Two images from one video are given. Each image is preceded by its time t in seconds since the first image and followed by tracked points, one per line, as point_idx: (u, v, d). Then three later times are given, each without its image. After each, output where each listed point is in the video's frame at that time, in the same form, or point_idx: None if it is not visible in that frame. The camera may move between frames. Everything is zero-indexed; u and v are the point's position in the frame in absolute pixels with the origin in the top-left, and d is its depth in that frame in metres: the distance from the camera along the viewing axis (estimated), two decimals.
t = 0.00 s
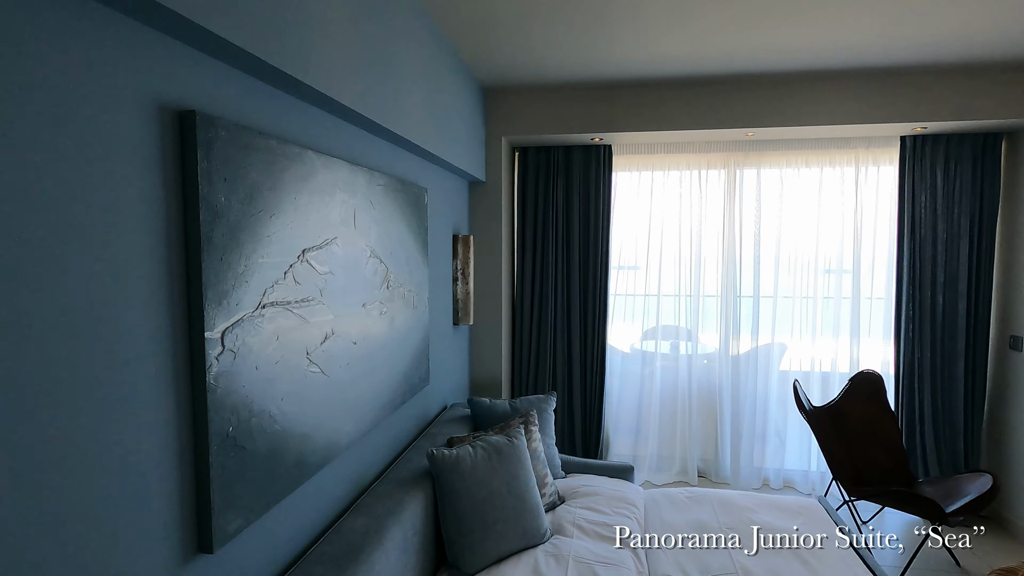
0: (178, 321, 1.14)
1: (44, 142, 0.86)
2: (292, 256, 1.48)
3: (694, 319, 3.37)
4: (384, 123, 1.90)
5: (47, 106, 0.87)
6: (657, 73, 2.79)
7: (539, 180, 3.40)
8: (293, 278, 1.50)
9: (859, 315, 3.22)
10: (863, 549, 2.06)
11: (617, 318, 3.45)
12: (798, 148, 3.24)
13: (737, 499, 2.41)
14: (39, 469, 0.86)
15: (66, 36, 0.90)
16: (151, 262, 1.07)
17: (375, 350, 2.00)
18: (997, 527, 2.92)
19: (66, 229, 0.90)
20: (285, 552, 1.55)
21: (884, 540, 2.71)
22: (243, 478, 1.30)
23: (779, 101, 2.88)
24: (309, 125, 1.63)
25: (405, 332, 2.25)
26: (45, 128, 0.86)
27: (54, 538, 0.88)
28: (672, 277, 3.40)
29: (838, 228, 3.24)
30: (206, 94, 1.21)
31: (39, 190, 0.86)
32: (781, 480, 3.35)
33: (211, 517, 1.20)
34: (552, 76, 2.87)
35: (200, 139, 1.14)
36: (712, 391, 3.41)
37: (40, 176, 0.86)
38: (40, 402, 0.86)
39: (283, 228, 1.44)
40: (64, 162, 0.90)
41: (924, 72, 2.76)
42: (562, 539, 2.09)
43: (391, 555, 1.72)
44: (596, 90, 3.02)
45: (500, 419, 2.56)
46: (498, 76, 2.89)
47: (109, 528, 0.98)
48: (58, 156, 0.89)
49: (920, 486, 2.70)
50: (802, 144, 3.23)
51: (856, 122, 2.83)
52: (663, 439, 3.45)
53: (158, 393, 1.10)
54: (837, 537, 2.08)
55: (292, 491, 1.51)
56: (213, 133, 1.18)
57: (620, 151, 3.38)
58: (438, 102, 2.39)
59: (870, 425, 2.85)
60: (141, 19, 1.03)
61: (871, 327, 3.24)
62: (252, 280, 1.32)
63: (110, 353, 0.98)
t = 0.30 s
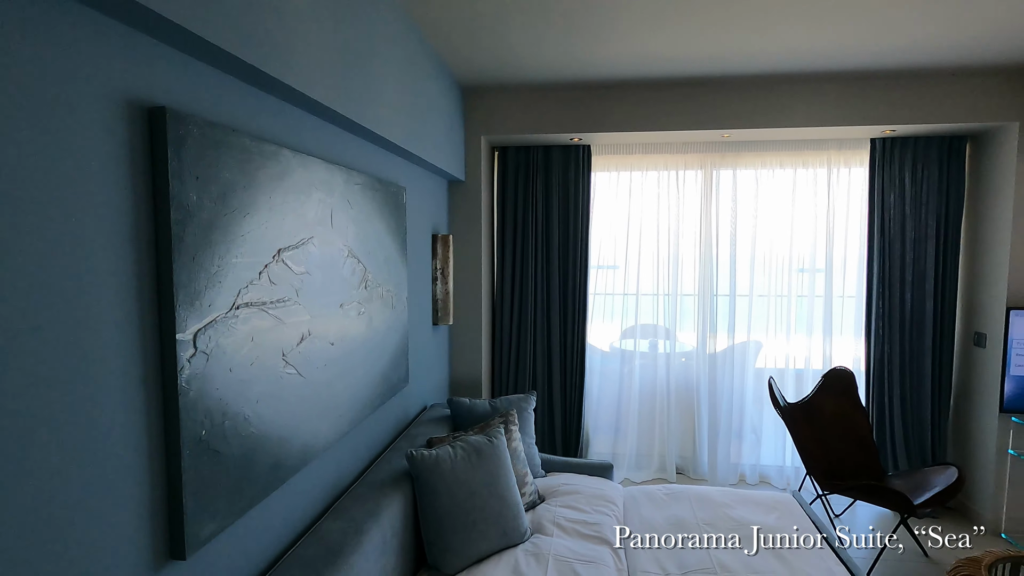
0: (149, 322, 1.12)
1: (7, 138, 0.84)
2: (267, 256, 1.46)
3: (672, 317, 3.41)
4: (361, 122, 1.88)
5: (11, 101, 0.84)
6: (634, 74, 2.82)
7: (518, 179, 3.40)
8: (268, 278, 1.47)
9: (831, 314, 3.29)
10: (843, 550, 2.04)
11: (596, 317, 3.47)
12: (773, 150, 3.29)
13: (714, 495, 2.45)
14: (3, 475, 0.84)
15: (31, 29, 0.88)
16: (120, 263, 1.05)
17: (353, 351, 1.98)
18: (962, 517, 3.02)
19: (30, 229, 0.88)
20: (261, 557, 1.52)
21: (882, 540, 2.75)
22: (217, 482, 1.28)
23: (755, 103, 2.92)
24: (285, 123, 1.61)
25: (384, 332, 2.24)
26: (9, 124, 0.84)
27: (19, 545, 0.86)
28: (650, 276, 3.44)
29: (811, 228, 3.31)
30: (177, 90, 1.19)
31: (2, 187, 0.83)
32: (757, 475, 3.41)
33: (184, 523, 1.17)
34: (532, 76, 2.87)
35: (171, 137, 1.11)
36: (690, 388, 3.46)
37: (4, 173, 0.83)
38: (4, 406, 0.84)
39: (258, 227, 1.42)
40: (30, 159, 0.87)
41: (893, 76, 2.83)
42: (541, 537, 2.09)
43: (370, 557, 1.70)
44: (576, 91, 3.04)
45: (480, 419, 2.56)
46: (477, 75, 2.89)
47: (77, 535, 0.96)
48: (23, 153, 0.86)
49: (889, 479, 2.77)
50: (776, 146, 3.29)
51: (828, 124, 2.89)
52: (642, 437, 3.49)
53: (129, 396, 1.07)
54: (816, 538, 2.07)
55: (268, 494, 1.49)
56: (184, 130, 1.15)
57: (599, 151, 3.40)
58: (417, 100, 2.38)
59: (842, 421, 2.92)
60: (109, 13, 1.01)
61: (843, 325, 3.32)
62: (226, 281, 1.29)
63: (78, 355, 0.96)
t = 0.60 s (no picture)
0: (114, 324, 1.08)
1: None
2: (240, 255, 1.43)
3: (650, 316, 3.44)
4: (337, 119, 1.85)
5: None
6: (612, 74, 2.83)
7: (497, 179, 3.39)
8: (241, 278, 1.44)
9: (804, 312, 3.36)
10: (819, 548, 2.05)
11: (575, 316, 3.48)
12: (747, 150, 3.35)
13: (691, 491, 2.47)
14: None
15: None
16: (83, 262, 1.01)
17: (330, 352, 1.95)
18: (929, 509, 3.12)
19: None
20: (233, 563, 1.49)
21: (883, 540, 2.73)
22: (187, 488, 1.25)
23: (730, 104, 2.96)
24: (258, 120, 1.58)
25: (361, 333, 2.21)
26: None
27: None
28: (628, 275, 3.47)
29: (784, 228, 3.37)
30: (143, 85, 1.15)
31: None
32: (733, 471, 3.47)
33: (152, 530, 1.14)
34: (510, 76, 2.87)
35: (137, 133, 1.08)
36: (667, 386, 3.49)
37: None
38: None
39: (229, 226, 1.39)
40: None
41: (863, 80, 2.90)
42: (521, 537, 2.09)
43: (347, 561, 1.68)
44: (555, 91, 3.04)
45: (459, 420, 2.55)
46: (455, 74, 2.87)
47: (36, 544, 0.92)
48: None
49: (860, 473, 2.84)
50: (751, 147, 3.34)
51: (801, 126, 2.94)
52: (621, 435, 3.51)
53: (94, 400, 1.04)
54: (793, 538, 2.07)
55: (241, 498, 1.46)
56: (151, 126, 1.12)
57: (577, 151, 3.42)
58: (394, 98, 2.35)
59: (814, 417, 2.99)
60: (71, 5, 0.97)
61: (816, 323, 3.39)
62: (196, 281, 1.26)
63: (37, 358, 0.93)
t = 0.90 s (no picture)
0: (80, 324, 1.05)
1: None
2: (212, 255, 1.40)
3: (629, 315, 3.47)
4: (313, 117, 1.83)
5: None
6: (590, 74, 2.85)
7: (476, 178, 3.38)
8: (214, 278, 1.41)
9: (779, 310, 3.42)
10: (800, 548, 2.05)
11: (555, 315, 3.49)
12: (724, 151, 3.39)
13: (670, 488, 2.50)
14: None
15: None
16: (47, 261, 0.98)
17: (307, 352, 1.93)
18: (899, 501, 3.21)
19: None
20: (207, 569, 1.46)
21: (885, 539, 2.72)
22: (158, 492, 1.22)
23: (707, 105, 3.00)
24: (232, 116, 1.55)
25: (339, 333, 2.18)
26: None
27: None
28: (608, 274, 3.49)
29: (760, 227, 3.43)
30: (109, 79, 1.12)
31: None
32: (711, 467, 3.52)
33: (121, 536, 1.11)
34: (489, 75, 2.87)
35: (104, 128, 1.05)
36: (646, 384, 3.53)
37: None
38: None
39: (202, 224, 1.36)
40: None
41: (835, 82, 2.96)
42: (501, 536, 2.09)
43: (324, 564, 1.66)
44: (535, 90, 3.04)
45: (439, 420, 2.54)
46: (434, 72, 2.86)
47: None
48: None
49: (834, 467, 2.91)
50: (727, 148, 3.39)
51: (775, 128, 3.00)
52: (600, 433, 3.54)
53: (59, 403, 1.01)
54: (774, 536, 2.06)
55: (215, 501, 1.43)
56: (119, 121, 1.09)
57: (557, 151, 3.43)
58: (372, 96, 2.33)
59: (789, 412, 3.05)
60: None
61: (791, 321, 3.46)
62: (166, 280, 1.23)
63: None
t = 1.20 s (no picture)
0: (45, 327, 1.02)
1: None
2: (186, 254, 1.37)
3: (610, 313, 3.49)
4: (290, 115, 1.80)
5: None
6: (570, 74, 2.85)
7: (457, 178, 3.37)
8: (187, 278, 1.38)
9: (756, 308, 3.48)
10: (780, 549, 2.04)
11: (536, 314, 3.50)
12: (701, 151, 3.44)
13: (650, 485, 2.52)
14: None
15: None
16: (9, 260, 0.96)
17: (284, 354, 1.90)
18: (872, 494, 3.29)
19: None
20: None
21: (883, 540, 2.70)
22: (129, 498, 1.19)
23: (686, 106, 3.03)
24: (206, 114, 1.52)
25: (317, 333, 2.16)
26: None
27: None
28: (588, 274, 3.51)
29: (737, 227, 3.48)
30: (75, 74, 1.09)
31: None
32: (690, 464, 3.56)
33: (89, 544, 1.08)
34: (469, 74, 2.86)
35: (70, 124, 1.03)
36: (626, 383, 3.55)
37: None
38: None
39: (175, 223, 1.33)
40: None
41: (810, 85, 3.02)
42: (482, 536, 2.09)
43: (303, 568, 1.64)
44: (516, 90, 3.05)
45: (420, 420, 2.52)
46: (414, 71, 2.84)
47: None
48: None
49: (809, 462, 2.97)
50: (705, 148, 3.43)
51: (752, 129, 3.04)
52: (582, 431, 3.55)
53: (21, 407, 0.98)
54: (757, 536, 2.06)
55: (190, 506, 1.40)
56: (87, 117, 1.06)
57: (537, 150, 3.44)
58: (350, 94, 2.31)
59: (765, 410, 3.10)
60: None
61: (767, 319, 3.52)
62: (137, 280, 1.20)
63: None
